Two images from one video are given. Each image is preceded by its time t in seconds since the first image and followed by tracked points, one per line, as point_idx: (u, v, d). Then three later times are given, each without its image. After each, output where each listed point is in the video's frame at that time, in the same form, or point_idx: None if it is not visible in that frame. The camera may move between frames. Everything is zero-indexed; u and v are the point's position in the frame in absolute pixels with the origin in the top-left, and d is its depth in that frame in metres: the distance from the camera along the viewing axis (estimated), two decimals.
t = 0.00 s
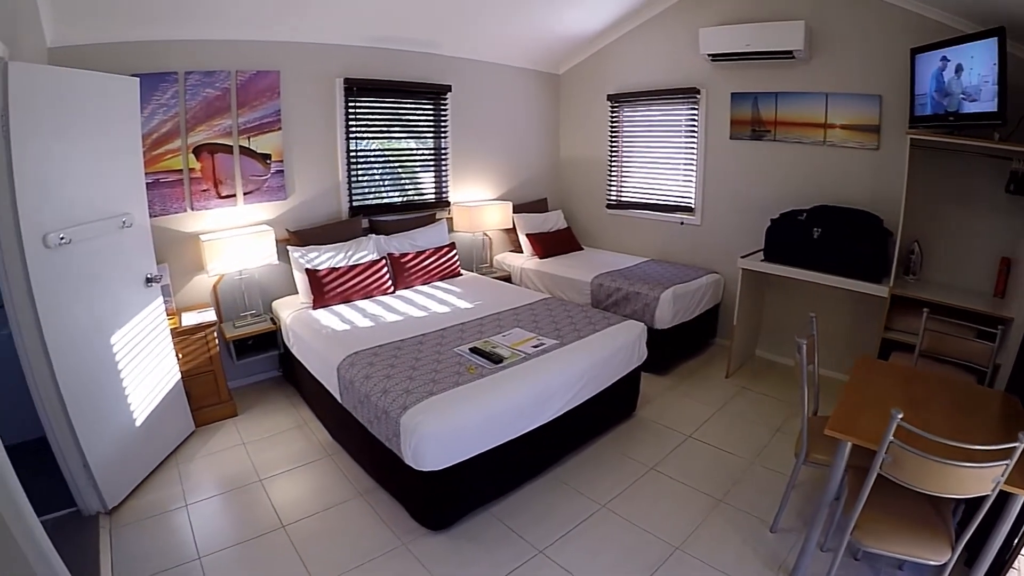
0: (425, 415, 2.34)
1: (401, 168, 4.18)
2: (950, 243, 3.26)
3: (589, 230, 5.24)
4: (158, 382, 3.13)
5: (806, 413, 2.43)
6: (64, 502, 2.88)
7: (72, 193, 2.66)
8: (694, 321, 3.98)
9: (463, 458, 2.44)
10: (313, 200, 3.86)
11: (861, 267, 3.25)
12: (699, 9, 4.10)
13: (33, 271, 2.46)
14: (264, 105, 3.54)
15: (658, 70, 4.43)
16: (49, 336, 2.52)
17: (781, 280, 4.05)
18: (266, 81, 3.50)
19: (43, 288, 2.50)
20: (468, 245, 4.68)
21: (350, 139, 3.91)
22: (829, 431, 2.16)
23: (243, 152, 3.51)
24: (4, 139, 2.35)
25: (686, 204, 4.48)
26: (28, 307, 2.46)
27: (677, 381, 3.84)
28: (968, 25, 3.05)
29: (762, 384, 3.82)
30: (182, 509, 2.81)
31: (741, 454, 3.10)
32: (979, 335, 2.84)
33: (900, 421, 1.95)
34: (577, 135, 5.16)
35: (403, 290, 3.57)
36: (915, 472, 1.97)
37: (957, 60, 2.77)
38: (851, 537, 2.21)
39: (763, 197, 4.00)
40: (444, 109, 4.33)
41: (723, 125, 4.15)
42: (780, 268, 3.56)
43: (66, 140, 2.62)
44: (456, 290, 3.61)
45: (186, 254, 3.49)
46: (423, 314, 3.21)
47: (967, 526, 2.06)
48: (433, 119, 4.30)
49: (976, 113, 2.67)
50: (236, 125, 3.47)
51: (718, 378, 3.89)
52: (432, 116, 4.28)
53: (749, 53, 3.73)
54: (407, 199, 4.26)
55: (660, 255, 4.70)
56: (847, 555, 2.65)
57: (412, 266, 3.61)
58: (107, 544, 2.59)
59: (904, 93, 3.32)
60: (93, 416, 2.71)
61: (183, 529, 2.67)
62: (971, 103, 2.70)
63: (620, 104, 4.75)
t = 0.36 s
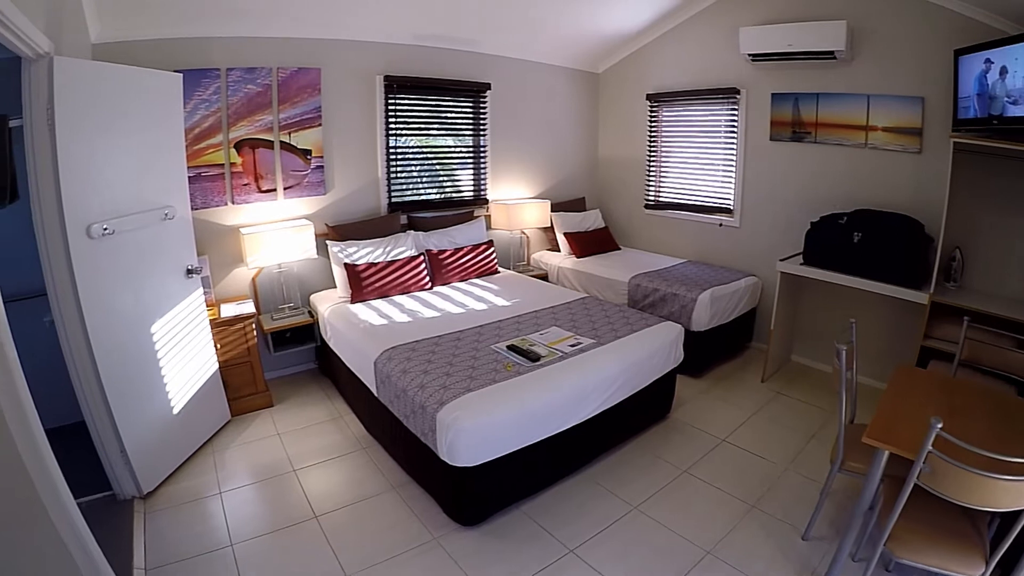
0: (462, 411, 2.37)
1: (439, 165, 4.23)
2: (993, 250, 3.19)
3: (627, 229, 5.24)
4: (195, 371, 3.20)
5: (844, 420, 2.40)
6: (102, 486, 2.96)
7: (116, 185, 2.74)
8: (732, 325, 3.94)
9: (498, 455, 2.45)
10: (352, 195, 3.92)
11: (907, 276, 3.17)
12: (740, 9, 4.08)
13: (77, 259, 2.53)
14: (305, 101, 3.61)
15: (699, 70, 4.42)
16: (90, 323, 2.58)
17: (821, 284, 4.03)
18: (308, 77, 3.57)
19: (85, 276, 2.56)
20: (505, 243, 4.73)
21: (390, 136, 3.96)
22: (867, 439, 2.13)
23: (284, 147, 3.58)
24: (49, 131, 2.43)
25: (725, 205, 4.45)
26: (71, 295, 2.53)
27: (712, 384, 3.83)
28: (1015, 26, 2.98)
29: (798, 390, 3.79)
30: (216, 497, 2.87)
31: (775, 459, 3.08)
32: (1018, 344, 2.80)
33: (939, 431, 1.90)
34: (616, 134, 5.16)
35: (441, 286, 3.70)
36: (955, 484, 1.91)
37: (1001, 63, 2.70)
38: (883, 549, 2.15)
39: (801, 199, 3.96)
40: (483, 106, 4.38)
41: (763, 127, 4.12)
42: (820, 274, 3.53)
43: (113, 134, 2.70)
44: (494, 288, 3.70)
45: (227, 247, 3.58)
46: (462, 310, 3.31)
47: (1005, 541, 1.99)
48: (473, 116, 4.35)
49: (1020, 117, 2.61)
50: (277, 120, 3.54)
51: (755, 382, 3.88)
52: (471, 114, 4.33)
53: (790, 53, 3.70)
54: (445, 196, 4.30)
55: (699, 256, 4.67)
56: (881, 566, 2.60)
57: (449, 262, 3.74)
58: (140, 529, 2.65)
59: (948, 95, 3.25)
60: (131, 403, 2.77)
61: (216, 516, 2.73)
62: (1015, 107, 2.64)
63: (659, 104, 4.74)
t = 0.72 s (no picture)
0: (498, 409, 2.38)
1: (477, 164, 4.26)
2: None
3: (663, 231, 5.22)
4: (233, 363, 3.26)
5: (879, 429, 2.36)
6: (138, 472, 3.05)
7: (159, 180, 2.81)
8: (766, 329, 3.91)
9: (531, 454, 2.46)
10: (390, 193, 3.97)
11: (945, 284, 3.12)
12: (780, 10, 4.04)
13: (119, 251, 2.60)
14: (345, 99, 3.67)
15: (738, 71, 4.39)
16: (129, 313, 2.65)
17: (859, 290, 3.97)
18: (348, 76, 3.64)
19: (127, 268, 2.64)
20: (542, 243, 4.77)
21: (429, 135, 4.02)
22: (902, 448, 2.09)
23: (323, 145, 3.65)
24: (93, 126, 2.50)
25: (763, 208, 4.40)
26: (112, 286, 2.61)
27: (745, 389, 3.81)
28: None
29: (833, 397, 3.74)
30: (250, 486, 2.93)
31: (809, 467, 3.04)
32: None
33: (977, 442, 1.84)
34: (654, 135, 5.14)
35: (478, 284, 3.78)
36: (990, 495, 1.86)
37: None
38: (913, 560, 2.09)
39: (839, 203, 3.91)
40: (521, 105, 4.40)
41: (801, 130, 4.08)
42: (857, 280, 3.48)
43: (158, 129, 2.78)
44: (530, 287, 3.75)
45: (266, 242, 3.67)
46: (498, 309, 3.37)
47: None
48: (512, 116, 4.38)
49: None
50: (317, 118, 3.61)
51: (788, 389, 3.84)
52: (510, 114, 4.36)
53: (829, 55, 3.67)
54: (482, 195, 4.33)
55: (735, 259, 4.64)
56: None
57: (486, 262, 3.83)
58: (173, 516, 2.71)
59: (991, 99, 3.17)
60: (168, 393, 2.84)
61: (248, 505, 2.79)
62: None
63: (697, 105, 4.72)
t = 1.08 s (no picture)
0: (531, 409, 2.39)
1: (511, 165, 4.30)
2: None
3: (698, 235, 5.18)
4: (268, 357, 3.33)
5: (911, 439, 2.30)
6: (173, 461, 3.14)
7: (201, 177, 2.89)
8: (800, 335, 3.87)
9: (563, 454, 2.47)
10: (426, 192, 4.03)
11: (981, 293, 3.05)
12: (817, 12, 3.99)
13: (160, 246, 2.68)
14: (382, 99, 3.72)
15: (773, 75, 4.35)
16: (168, 305, 2.73)
17: (895, 297, 3.89)
18: (385, 76, 3.69)
19: (167, 262, 2.71)
20: (576, 244, 4.80)
21: (465, 135, 4.06)
22: (933, 459, 2.03)
23: (360, 144, 3.71)
24: (136, 124, 2.58)
25: (799, 213, 4.35)
26: (152, 279, 2.69)
27: (777, 395, 3.77)
28: None
29: (866, 406, 3.68)
30: (281, 478, 2.99)
31: (840, 476, 3.00)
32: None
33: (1010, 454, 1.78)
34: (689, 138, 5.11)
35: (512, 284, 3.84)
36: None
37: None
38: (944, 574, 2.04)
39: (875, 209, 3.84)
40: (557, 107, 4.42)
41: (837, 134, 4.02)
42: (891, 287, 3.41)
43: (199, 126, 2.85)
44: (564, 288, 3.78)
45: (304, 239, 3.75)
46: (532, 309, 3.41)
47: None
48: (547, 117, 4.40)
49: None
50: (355, 118, 3.67)
51: (821, 396, 3.79)
52: (546, 115, 4.38)
53: (866, 58, 3.62)
54: (516, 195, 4.36)
55: (770, 265, 4.58)
56: None
57: (521, 262, 3.88)
58: (206, 504, 2.79)
59: None
60: (204, 384, 2.92)
61: (280, 496, 2.84)
62: None
63: (733, 108, 4.69)
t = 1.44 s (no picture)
0: (559, 409, 2.41)
1: (541, 166, 4.32)
2: None
3: (728, 238, 5.14)
4: (298, 351, 3.39)
5: (940, 448, 2.25)
6: (201, 451, 3.22)
7: (236, 174, 2.95)
8: (830, 341, 3.83)
9: (591, 454, 2.48)
10: (456, 192, 4.07)
11: (1013, 301, 2.99)
12: (850, 14, 3.93)
13: (194, 241, 2.75)
14: (415, 99, 3.77)
15: (805, 77, 4.30)
16: (201, 299, 2.80)
17: (927, 304, 3.83)
18: (418, 77, 3.74)
19: (200, 257, 2.78)
20: (605, 246, 4.82)
21: (497, 136, 4.10)
22: (961, 468, 1.99)
23: (393, 144, 3.76)
24: (173, 122, 2.65)
25: (830, 217, 4.30)
26: (186, 273, 2.77)
27: (804, 401, 3.74)
28: None
29: (895, 414, 3.62)
30: (308, 472, 3.04)
31: (867, 484, 2.96)
32: None
33: None
34: (721, 141, 5.07)
35: (541, 284, 3.86)
36: None
37: None
38: None
39: (907, 214, 3.78)
40: (588, 108, 4.44)
41: (869, 137, 3.96)
42: (921, 294, 3.35)
43: (236, 125, 2.92)
44: (593, 289, 3.80)
45: (335, 236, 3.81)
46: (561, 309, 3.43)
47: None
48: (578, 118, 4.42)
49: None
50: (387, 117, 3.72)
51: (849, 404, 3.74)
52: (577, 116, 4.40)
53: (899, 61, 3.57)
54: (546, 196, 4.39)
55: (800, 269, 4.54)
56: None
57: (551, 262, 3.91)
58: (233, 495, 2.85)
59: None
60: (235, 377, 2.98)
61: (306, 489, 2.90)
62: None
63: (764, 111, 4.65)
